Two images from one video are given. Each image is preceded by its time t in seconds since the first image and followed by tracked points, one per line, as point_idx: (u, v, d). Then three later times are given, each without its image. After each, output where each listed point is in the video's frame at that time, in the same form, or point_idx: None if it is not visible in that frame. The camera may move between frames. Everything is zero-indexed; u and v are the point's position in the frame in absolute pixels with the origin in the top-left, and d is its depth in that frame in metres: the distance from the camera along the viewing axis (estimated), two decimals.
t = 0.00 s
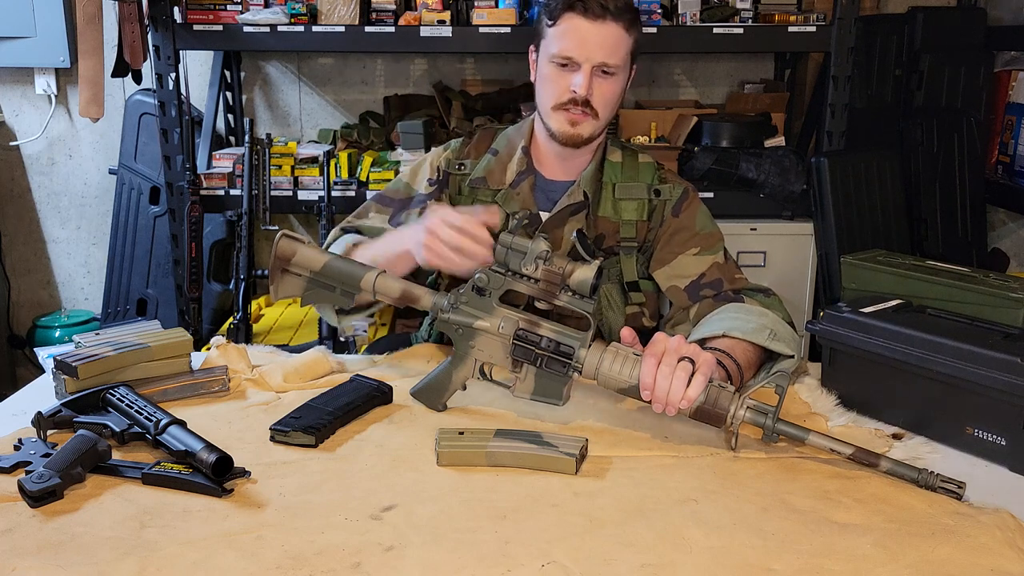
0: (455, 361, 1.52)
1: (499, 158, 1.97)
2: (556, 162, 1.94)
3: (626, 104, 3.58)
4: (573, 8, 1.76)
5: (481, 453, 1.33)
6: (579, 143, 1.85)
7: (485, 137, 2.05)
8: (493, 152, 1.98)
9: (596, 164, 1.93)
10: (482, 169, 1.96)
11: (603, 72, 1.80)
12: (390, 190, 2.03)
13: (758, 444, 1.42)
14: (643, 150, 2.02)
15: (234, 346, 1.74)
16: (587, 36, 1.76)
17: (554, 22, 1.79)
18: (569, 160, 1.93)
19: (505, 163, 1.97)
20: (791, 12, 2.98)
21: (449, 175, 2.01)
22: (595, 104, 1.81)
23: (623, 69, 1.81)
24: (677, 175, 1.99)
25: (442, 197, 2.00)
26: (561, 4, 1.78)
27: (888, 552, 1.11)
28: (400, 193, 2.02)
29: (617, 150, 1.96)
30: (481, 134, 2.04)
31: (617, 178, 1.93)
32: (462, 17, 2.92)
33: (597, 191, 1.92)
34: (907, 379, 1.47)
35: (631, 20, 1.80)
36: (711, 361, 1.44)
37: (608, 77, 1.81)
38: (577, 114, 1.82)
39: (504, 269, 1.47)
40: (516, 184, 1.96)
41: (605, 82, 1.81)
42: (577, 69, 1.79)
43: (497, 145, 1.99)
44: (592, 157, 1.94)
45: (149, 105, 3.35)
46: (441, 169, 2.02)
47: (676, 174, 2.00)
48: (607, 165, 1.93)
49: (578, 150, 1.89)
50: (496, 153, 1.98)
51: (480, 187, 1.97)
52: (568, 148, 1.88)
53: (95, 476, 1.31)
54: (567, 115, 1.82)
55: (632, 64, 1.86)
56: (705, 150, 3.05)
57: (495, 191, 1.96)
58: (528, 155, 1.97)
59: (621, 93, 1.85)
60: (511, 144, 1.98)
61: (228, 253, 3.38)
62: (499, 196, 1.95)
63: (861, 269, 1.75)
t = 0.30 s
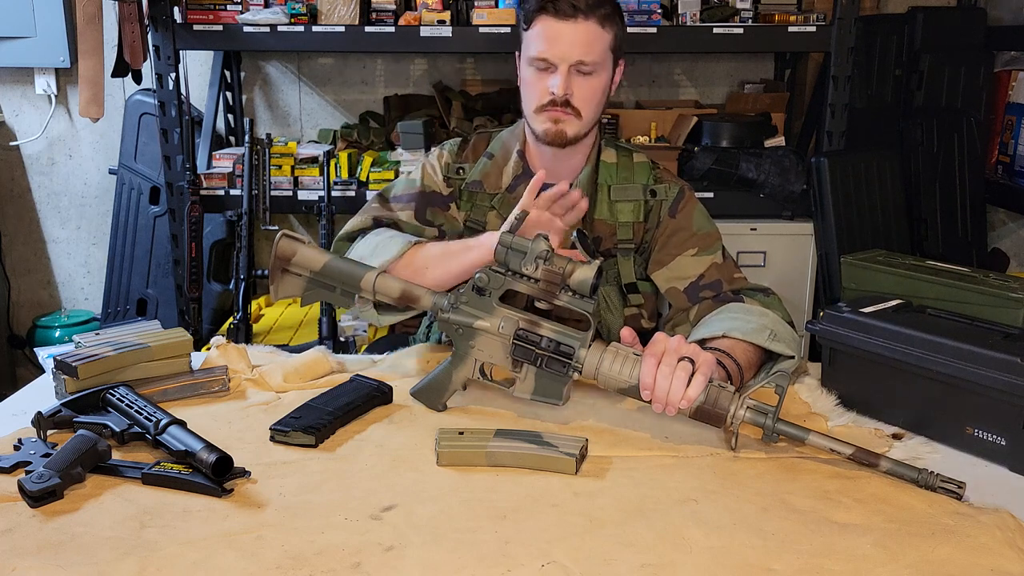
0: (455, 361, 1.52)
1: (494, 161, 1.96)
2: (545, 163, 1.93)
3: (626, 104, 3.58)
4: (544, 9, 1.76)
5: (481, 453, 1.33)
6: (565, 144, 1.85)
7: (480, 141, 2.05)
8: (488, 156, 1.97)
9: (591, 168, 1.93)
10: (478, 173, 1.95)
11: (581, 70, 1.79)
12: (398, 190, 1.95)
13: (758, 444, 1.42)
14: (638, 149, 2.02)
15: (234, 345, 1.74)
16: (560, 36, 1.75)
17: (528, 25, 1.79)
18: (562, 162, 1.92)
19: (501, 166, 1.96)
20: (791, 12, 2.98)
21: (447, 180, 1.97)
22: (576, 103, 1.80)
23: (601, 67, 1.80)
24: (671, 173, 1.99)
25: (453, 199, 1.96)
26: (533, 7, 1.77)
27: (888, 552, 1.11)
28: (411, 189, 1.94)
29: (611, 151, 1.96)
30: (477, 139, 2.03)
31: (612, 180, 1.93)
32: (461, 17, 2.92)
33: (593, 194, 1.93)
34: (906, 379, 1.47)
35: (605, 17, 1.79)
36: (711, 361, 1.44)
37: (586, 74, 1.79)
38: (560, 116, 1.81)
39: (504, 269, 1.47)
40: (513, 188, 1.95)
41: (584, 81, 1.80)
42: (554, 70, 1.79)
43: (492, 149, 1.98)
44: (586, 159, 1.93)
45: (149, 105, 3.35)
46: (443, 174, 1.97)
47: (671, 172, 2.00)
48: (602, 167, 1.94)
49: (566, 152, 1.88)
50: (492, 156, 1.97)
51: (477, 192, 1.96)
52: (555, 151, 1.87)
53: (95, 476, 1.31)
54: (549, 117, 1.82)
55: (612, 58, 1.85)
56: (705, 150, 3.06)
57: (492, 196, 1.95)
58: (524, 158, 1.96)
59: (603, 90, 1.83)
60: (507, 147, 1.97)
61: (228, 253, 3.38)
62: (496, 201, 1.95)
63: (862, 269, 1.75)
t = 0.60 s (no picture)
0: (455, 361, 1.52)
1: (495, 164, 1.96)
2: (547, 165, 1.94)
3: (626, 104, 3.58)
4: (548, 9, 1.76)
5: (481, 453, 1.33)
6: (567, 145, 1.84)
7: (480, 144, 2.05)
8: (488, 158, 1.97)
9: (592, 171, 1.94)
10: (479, 176, 1.95)
11: (584, 69, 1.79)
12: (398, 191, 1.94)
13: (758, 444, 1.42)
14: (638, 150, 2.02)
15: (234, 345, 1.74)
16: (563, 36, 1.76)
17: (531, 25, 1.80)
18: (564, 164, 1.93)
19: (502, 169, 1.96)
20: (791, 12, 2.98)
21: (449, 183, 1.97)
22: (578, 103, 1.81)
23: (604, 67, 1.80)
24: (672, 174, 1.99)
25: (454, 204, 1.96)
26: (536, 7, 1.78)
27: (888, 552, 1.11)
28: (412, 191, 1.93)
29: (611, 152, 1.96)
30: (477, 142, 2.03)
31: (613, 182, 1.93)
32: (461, 17, 2.92)
33: (595, 197, 1.93)
34: (906, 379, 1.47)
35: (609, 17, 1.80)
36: (711, 360, 1.44)
37: (590, 75, 1.80)
38: (562, 116, 1.81)
39: (504, 269, 1.46)
40: (515, 191, 1.95)
41: (587, 81, 1.80)
42: (557, 70, 1.79)
43: (492, 152, 1.97)
44: (588, 161, 1.94)
45: (149, 105, 3.35)
46: (443, 177, 1.97)
47: (671, 173, 1.99)
48: (603, 169, 1.93)
49: (568, 153, 1.88)
50: (492, 159, 1.97)
51: (479, 195, 1.95)
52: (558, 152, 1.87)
53: (95, 476, 1.31)
54: (551, 117, 1.82)
55: (615, 60, 1.86)
56: (705, 150, 3.06)
57: (493, 199, 1.95)
58: (524, 161, 1.97)
59: (605, 91, 1.84)
60: (507, 150, 1.97)
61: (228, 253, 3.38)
62: (498, 205, 1.95)
63: (862, 269, 1.75)
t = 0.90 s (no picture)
0: (455, 361, 1.52)
1: (492, 166, 1.96)
2: (545, 166, 1.94)
3: (626, 104, 3.58)
4: (543, 9, 1.76)
5: (481, 453, 1.33)
6: (563, 145, 1.84)
7: (478, 144, 2.05)
8: (485, 160, 1.97)
9: (589, 171, 1.94)
10: (476, 177, 1.95)
11: (580, 69, 1.79)
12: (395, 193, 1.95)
13: (758, 444, 1.42)
14: (635, 150, 2.02)
15: (234, 346, 1.74)
16: (558, 36, 1.76)
17: (527, 26, 1.79)
18: (562, 164, 1.93)
19: (499, 170, 1.96)
20: (791, 12, 2.98)
21: (446, 185, 1.97)
22: (575, 104, 1.81)
23: (600, 67, 1.80)
24: (670, 174, 1.99)
25: (450, 205, 1.96)
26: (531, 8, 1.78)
27: (888, 552, 1.11)
28: (409, 192, 1.93)
29: (609, 153, 1.96)
30: (474, 143, 2.03)
31: (611, 182, 1.93)
32: (462, 17, 2.92)
33: (593, 198, 1.93)
34: (906, 379, 1.47)
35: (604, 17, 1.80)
36: (711, 360, 1.44)
37: (585, 74, 1.80)
38: (558, 116, 1.81)
39: (504, 269, 1.47)
40: (512, 193, 1.95)
41: (583, 81, 1.80)
42: (554, 70, 1.79)
43: (490, 153, 1.97)
44: (585, 162, 1.94)
45: (149, 105, 3.35)
46: (441, 179, 1.97)
47: (669, 172, 1.99)
48: (601, 169, 1.94)
49: (565, 153, 1.88)
50: (489, 160, 1.97)
51: (475, 197, 1.95)
52: (554, 152, 1.87)
53: (95, 476, 1.31)
54: (548, 118, 1.82)
55: (611, 59, 1.86)
56: (705, 150, 3.06)
57: (490, 201, 1.95)
58: (522, 162, 1.97)
59: (602, 91, 1.84)
60: (503, 151, 1.97)
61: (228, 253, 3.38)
62: (495, 206, 1.95)
63: (862, 269, 1.75)
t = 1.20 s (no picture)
0: (455, 361, 1.52)
1: (492, 166, 1.96)
2: (545, 166, 1.94)
3: (626, 104, 3.58)
4: (543, 9, 1.76)
5: (481, 453, 1.33)
6: (564, 145, 1.84)
7: (478, 145, 2.05)
8: (485, 160, 1.97)
9: (589, 171, 1.94)
10: (476, 178, 1.95)
11: (580, 69, 1.79)
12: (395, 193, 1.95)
13: (758, 444, 1.42)
14: (635, 149, 2.02)
15: (234, 346, 1.74)
16: (558, 35, 1.76)
17: (526, 26, 1.80)
18: (563, 165, 1.93)
19: (499, 171, 1.96)
20: (791, 12, 2.98)
21: (446, 185, 1.97)
22: (576, 103, 1.81)
23: (600, 66, 1.80)
24: (670, 174, 1.99)
25: (450, 206, 1.97)
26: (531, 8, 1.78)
27: (888, 552, 1.11)
28: (409, 193, 1.93)
29: (609, 153, 1.96)
30: (474, 143, 2.03)
31: (611, 182, 1.93)
32: (461, 17, 2.92)
33: (593, 198, 1.93)
34: (906, 379, 1.47)
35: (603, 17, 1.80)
36: (711, 360, 1.44)
37: (586, 74, 1.80)
38: (559, 116, 1.81)
39: (504, 269, 1.47)
40: (512, 193, 1.95)
41: (584, 81, 1.80)
42: (554, 70, 1.79)
43: (489, 153, 1.97)
44: (585, 163, 1.94)
45: (149, 105, 3.35)
46: (440, 179, 1.97)
47: (669, 172, 1.99)
48: (601, 170, 1.94)
49: (566, 153, 1.87)
50: (489, 160, 1.97)
51: (475, 198, 1.95)
52: (555, 152, 1.87)
53: (95, 476, 1.31)
54: (549, 118, 1.81)
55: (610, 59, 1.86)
56: (705, 150, 3.06)
57: (490, 201, 1.95)
58: (521, 163, 1.97)
59: (602, 90, 1.84)
60: (503, 152, 1.97)
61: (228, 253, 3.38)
62: (495, 206, 1.95)
63: (862, 270, 1.75)
